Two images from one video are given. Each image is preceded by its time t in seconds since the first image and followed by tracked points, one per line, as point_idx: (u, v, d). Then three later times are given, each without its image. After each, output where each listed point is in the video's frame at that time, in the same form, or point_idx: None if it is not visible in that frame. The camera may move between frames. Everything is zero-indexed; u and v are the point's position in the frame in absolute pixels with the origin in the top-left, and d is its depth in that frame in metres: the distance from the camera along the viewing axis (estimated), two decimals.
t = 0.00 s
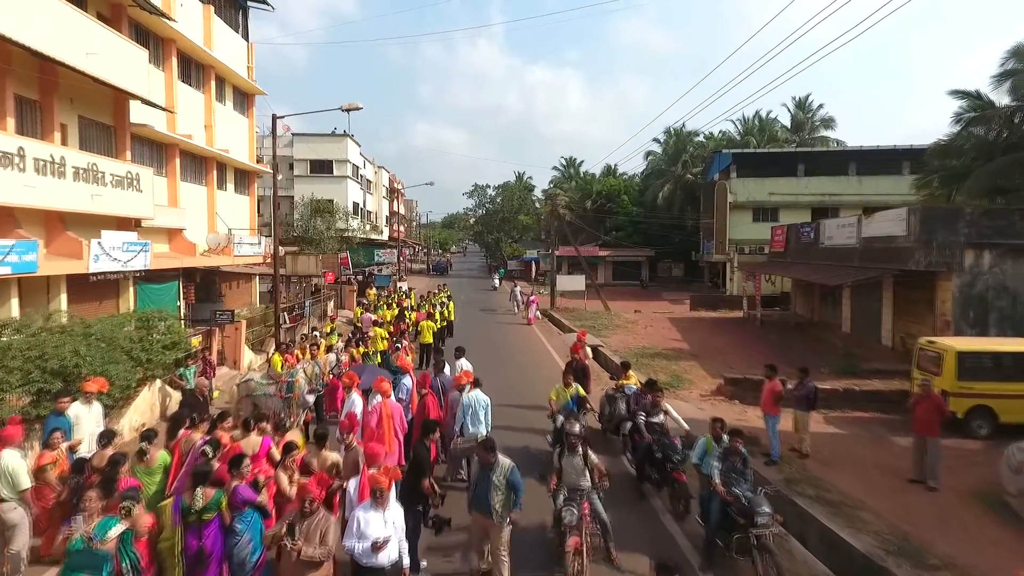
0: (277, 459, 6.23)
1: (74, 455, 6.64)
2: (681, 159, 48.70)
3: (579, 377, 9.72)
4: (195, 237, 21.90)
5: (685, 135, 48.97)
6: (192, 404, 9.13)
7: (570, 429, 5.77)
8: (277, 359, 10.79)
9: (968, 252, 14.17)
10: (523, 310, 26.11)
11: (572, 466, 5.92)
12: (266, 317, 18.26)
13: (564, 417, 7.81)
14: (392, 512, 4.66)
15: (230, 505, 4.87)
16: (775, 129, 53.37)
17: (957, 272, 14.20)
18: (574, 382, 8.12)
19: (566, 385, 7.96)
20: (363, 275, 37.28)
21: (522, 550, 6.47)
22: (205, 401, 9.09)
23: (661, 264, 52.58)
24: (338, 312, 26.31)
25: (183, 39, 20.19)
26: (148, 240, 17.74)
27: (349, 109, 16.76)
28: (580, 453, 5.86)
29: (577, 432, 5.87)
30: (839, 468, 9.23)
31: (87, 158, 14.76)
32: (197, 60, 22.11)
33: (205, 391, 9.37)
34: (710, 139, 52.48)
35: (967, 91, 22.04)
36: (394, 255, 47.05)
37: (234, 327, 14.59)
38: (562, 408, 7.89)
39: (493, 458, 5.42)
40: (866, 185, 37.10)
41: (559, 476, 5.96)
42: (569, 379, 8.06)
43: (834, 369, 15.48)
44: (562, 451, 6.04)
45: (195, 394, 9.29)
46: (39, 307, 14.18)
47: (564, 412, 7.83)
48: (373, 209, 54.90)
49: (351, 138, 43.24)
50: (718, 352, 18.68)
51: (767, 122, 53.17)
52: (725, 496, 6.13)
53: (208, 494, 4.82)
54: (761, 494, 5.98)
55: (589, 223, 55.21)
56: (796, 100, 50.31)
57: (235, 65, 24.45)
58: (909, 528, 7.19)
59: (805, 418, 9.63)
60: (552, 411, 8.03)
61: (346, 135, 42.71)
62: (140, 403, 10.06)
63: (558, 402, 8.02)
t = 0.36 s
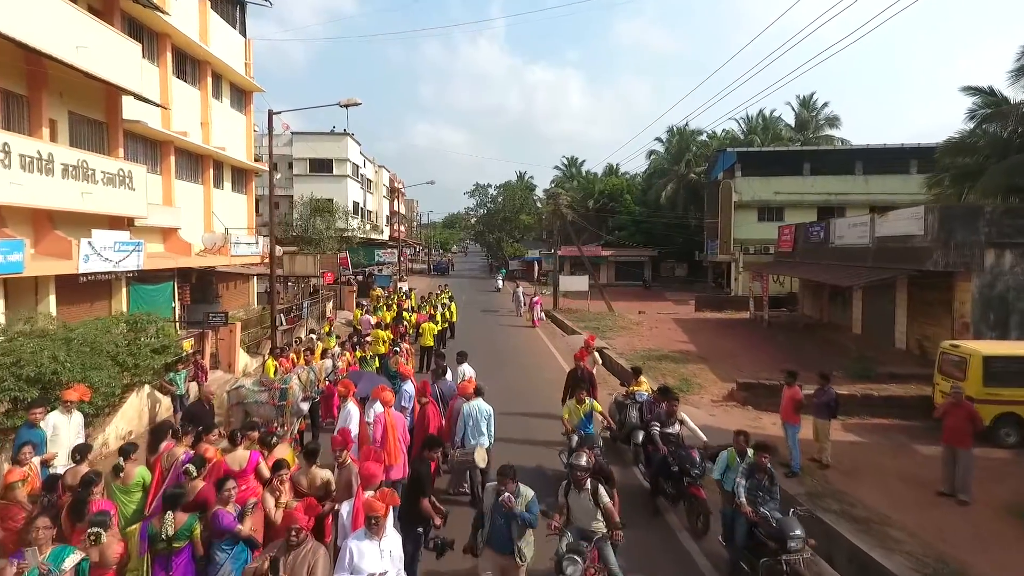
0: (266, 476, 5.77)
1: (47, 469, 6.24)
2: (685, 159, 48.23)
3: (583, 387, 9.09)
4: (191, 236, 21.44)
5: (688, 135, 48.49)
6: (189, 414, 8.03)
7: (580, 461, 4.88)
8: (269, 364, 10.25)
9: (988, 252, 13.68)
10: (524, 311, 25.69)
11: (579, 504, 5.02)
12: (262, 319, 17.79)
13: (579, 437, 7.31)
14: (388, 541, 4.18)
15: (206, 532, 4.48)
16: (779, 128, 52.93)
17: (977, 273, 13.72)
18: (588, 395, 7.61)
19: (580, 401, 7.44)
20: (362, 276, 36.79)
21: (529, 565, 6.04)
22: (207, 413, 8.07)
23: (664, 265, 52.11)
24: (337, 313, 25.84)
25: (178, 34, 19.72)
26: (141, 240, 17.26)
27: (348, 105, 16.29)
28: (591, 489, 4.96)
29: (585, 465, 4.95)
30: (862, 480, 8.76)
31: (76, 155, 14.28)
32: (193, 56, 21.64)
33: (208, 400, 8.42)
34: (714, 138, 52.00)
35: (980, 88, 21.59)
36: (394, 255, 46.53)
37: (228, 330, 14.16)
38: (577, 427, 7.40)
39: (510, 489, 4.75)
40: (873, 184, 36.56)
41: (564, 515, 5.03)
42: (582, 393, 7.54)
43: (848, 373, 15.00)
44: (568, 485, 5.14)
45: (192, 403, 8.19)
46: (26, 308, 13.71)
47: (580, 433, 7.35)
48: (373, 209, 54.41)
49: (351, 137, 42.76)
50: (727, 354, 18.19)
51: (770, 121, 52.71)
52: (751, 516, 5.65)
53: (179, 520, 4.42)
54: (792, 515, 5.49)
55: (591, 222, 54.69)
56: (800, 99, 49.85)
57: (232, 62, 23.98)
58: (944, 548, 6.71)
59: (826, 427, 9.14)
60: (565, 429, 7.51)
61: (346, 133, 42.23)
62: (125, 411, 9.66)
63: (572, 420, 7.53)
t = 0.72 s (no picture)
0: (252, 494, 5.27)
1: (16, 486, 5.76)
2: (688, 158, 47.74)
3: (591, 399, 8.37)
4: (186, 235, 20.98)
5: (691, 133, 48.02)
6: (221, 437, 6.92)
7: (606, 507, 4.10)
8: (262, 369, 9.76)
9: (1010, 251, 13.19)
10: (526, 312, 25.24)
11: (601, 558, 4.24)
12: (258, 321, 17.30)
13: (602, 464, 6.89)
14: None
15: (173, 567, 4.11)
16: (783, 127, 52.41)
17: (998, 273, 13.22)
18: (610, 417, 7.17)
19: (600, 423, 7.01)
20: (362, 276, 36.28)
21: None
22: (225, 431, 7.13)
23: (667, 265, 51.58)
24: (336, 314, 25.35)
25: (173, 29, 19.25)
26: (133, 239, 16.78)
27: (346, 100, 15.78)
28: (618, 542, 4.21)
29: (611, 510, 4.17)
30: (888, 492, 8.27)
31: (65, 151, 13.81)
32: (188, 52, 21.17)
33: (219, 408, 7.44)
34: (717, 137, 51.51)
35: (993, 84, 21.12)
36: (394, 255, 46.02)
37: (222, 332, 13.68)
38: (598, 453, 6.96)
39: (523, 535, 4.14)
40: (880, 183, 35.98)
41: (579, 572, 4.23)
42: (602, 413, 7.09)
43: (863, 377, 14.49)
44: (589, 535, 4.35)
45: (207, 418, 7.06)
46: (12, 309, 13.23)
47: (600, 460, 6.93)
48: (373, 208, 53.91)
49: (351, 136, 42.28)
50: (735, 357, 17.70)
51: (774, 120, 52.22)
52: (783, 540, 5.18)
53: (139, 554, 4.04)
54: (830, 539, 5.00)
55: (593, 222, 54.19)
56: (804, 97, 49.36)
57: (229, 58, 23.50)
58: (984, 570, 6.23)
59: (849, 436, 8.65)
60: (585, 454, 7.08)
61: (345, 132, 41.75)
62: (110, 418, 9.17)
63: (591, 444, 7.08)
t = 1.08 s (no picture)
0: (234, 516, 4.83)
1: None
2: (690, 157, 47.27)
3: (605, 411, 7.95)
4: (180, 235, 20.52)
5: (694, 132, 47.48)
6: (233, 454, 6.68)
7: None
8: (253, 376, 9.37)
9: None
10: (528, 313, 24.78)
11: None
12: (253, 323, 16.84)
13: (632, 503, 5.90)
14: None
15: None
16: (786, 126, 51.92)
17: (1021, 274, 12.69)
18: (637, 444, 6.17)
19: (629, 453, 6.00)
20: (361, 276, 35.78)
21: None
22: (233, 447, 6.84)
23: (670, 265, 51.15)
24: (334, 315, 24.89)
25: (167, 23, 18.77)
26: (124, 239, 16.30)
27: (343, 95, 15.27)
28: None
29: None
30: (916, 506, 7.82)
31: (52, 147, 13.32)
32: (183, 47, 20.70)
33: (224, 420, 7.11)
34: (720, 136, 51.04)
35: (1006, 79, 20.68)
36: (394, 255, 45.52)
37: (216, 335, 13.23)
38: (625, 489, 5.96)
39: None
40: (886, 181, 35.33)
41: None
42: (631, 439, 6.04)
43: (878, 381, 14.02)
44: None
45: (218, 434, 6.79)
46: None
47: (628, 497, 5.92)
48: (373, 208, 53.44)
49: (350, 134, 41.78)
50: (744, 360, 17.23)
51: (777, 119, 51.76)
52: (818, 569, 4.73)
53: None
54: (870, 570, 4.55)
55: (595, 222, 53.69)
56: (808, 96, 48.87)
57: (224, 54, 22.99)
58: None
59: (873, 446, 8.18)
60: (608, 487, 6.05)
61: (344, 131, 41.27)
62: (93, 426, 8.69)
63: (615, 477, 6.06)
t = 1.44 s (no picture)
0: (212, 543, 4.36)
1: None
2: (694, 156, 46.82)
3: (617, 423, 7.20)
4: (175, 234, 20.07)
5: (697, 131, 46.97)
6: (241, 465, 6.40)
7: None
8: (243, 381, 8.81)
9: None
10: (530, 314, 24.32)
11: None
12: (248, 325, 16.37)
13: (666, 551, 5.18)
14: None
15: None
16: (790, 125, 51.45)
17: None
18: (670, 483, 5.39)
19: (664, 497, 5.21)
20: (361, 276, 35.35)
21: None
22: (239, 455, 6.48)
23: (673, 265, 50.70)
24: (333, 316, 24.41)
25: (161, 17, 18.28)
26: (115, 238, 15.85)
27: (341, 89, 14.79)
28: None
29: None
30: (948, 522, 7.35)
31: (39, 143, 12.86)
32: (178, 42, 20.23)
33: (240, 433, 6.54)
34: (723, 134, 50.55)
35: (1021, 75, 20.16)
36: (394, 255, 45.06)
37: (208, 337, 12.74)
38: (660, 538, 5.21)
39: None
40: (893, 181, 34.84)
41: None
42: (665, 480, 5.22)
43: (894, 385, 13.51)
44: None
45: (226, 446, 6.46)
46: None
47: (663, 547, 5.20)
48: (373, 208, 53.00)
49: (350, 133, 41.34)
50: (753, 363, 16.75)
51: (781, 118, 51.28)
52: None
53: None
54: None
55: (597, 221, 53.21)
56: (813, 95, 48.39)
57: (221, 49, 22.52)
58: None
59: (901, 458, 7.70)
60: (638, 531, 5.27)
61: (344, 129, 40.81)
62: (73, 435, 8.24)
63: (646, 522, 5.28)
